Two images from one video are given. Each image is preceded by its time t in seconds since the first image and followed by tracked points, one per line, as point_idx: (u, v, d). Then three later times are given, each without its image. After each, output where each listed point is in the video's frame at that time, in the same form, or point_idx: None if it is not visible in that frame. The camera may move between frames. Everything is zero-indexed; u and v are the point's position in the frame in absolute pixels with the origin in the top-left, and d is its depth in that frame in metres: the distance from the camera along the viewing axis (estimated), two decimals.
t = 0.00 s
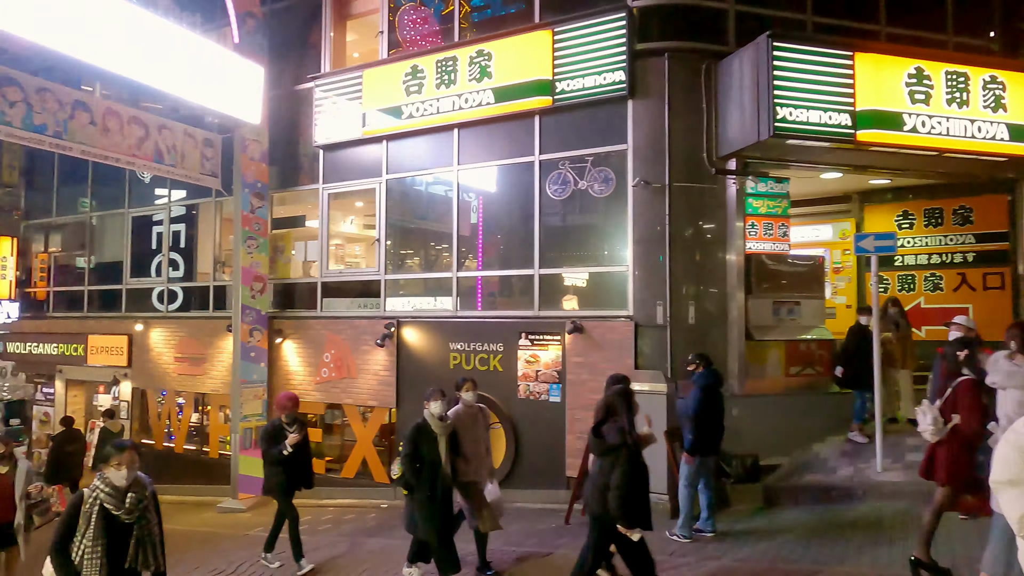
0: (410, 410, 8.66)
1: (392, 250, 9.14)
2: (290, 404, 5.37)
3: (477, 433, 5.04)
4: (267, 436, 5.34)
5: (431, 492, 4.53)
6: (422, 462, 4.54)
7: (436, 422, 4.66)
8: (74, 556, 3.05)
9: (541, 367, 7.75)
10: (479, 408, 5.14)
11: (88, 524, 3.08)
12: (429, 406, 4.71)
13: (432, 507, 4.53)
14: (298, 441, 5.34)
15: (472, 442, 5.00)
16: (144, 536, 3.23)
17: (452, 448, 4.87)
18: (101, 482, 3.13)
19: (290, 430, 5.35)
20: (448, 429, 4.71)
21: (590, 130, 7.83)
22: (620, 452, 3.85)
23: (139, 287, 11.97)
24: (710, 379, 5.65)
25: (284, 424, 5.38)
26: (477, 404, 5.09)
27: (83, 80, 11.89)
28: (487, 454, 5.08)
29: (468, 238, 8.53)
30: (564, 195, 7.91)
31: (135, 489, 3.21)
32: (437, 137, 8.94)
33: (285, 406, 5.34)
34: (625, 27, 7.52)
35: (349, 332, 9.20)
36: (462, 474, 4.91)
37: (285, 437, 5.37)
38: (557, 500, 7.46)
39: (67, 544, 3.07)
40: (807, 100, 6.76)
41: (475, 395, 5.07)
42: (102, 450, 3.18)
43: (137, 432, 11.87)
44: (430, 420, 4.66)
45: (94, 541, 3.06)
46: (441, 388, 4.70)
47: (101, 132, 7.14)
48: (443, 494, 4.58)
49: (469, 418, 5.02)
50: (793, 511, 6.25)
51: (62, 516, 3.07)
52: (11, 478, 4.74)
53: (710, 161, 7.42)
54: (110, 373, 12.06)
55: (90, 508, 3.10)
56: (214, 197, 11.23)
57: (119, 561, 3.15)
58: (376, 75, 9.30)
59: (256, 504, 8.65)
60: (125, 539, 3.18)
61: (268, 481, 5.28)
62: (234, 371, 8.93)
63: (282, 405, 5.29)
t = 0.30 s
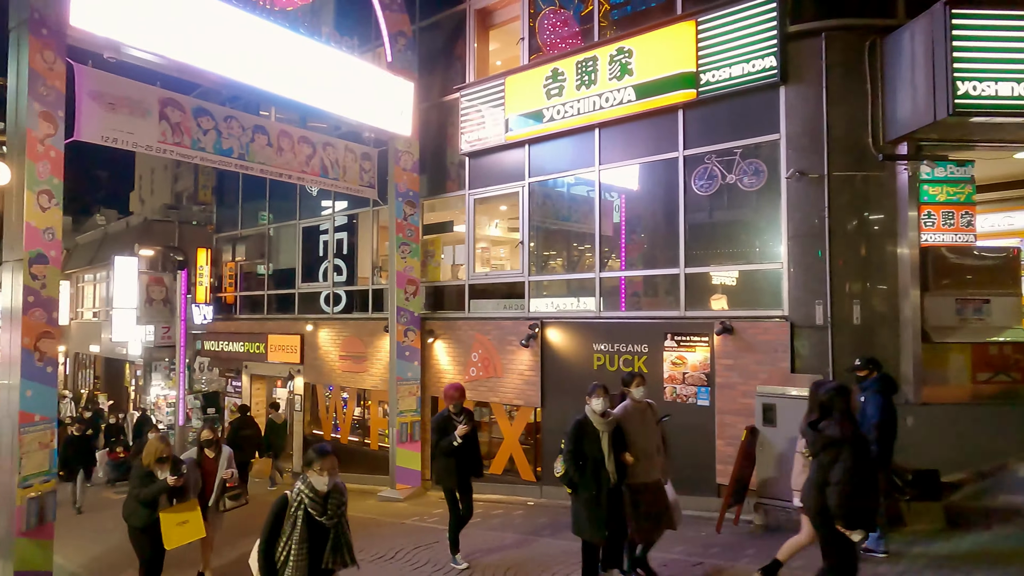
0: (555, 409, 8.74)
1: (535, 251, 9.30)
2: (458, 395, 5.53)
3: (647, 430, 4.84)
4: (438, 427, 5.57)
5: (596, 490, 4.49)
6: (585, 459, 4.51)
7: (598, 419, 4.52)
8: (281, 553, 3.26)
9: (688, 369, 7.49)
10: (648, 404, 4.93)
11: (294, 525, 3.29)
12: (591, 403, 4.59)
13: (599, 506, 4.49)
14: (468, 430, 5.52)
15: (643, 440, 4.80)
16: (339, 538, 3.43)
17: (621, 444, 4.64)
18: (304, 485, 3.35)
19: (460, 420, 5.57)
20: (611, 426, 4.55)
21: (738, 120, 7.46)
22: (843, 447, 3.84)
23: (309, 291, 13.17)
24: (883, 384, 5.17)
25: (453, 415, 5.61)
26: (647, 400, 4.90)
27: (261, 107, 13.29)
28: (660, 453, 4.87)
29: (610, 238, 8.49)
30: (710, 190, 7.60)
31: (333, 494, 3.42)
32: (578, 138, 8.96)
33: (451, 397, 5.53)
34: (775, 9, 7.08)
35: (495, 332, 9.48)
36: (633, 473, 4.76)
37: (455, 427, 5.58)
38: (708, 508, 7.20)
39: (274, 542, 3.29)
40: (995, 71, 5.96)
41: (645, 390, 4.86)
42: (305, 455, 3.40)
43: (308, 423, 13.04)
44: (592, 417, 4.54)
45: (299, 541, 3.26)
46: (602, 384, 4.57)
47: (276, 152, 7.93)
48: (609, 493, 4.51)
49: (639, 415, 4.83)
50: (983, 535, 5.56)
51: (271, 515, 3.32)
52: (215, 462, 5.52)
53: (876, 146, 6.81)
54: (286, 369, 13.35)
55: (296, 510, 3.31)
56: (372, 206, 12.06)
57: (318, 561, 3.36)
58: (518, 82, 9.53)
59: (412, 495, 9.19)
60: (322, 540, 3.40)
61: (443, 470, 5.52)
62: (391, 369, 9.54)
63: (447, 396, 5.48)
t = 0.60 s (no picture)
0: (655, 415, 8.55)
1: (634, 253, 9.17)
2: (576, 401, 5.30)
3: (791, 448, 4.23)
4: (555, 433, 5.27)
5: (723, 510, 4.01)
6: (712, 475, 4.04)
7: (731, 432, 4.07)
8: (417, 548, 3.11)
9: (798, 375, 7.13)
10: (794, 419, 4.32)
11: (429, 519, 3.14)
12: (722, 413, 4.14)
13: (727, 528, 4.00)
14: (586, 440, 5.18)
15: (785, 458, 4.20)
16: (474, 534, 3.26)
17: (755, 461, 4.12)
18: (437, 477, 3.21)
19: (577, 428, 5.28)
20: (745, 442, 4.07)
21: (852, 111, 7.02)
22: None
23: (413, 296, 13.64)
24: None
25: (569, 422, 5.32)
26: (791, 413, 4.30)
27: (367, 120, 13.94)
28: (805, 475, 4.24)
29: (713, 238, 8.24)
30: (822, 186, 7.19)
31: (467, 488, 3.26)
32: (677, 137, 8.76)
33: (570, 403, 5.30)
34: None
35: (594, 336, 9.43)
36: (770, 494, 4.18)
37: (572, 435, 5.28)
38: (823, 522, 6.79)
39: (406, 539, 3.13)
40: None
41: (790, 402, 4.28)
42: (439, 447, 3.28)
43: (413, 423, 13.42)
44: (722, 428, 4.11)
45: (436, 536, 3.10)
46: (735, 393, 4.10)
47: (382, 162, 8.28)
48: (740, 517, 4.01)
49: (782, 430, 4.23)
50: None
51: (403, 508, 3.16)
52: (338, 462, 5.88)
53: (1013, 131, 6.19)
54: (391, 370, 13.85)
55: (429, 503, 3.16)
56: (471, 211, 12.32)
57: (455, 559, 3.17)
58: (615, 83, 9.44)
59: (513, 496, 9.31)
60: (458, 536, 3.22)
61: (559, 479, 5.24)
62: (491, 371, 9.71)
63: (567, 401, 5.31)
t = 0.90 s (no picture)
0: (707, 429, 8.37)
1: (684, 265, 9.03)
2: (651, 409, 5.13)
3: (889, 458, 4.19)
4: (630, 445, 5.15)
5: (810, 525, 3.86)
6: (800, 488, 3.90)
7: (816, 443, 3.92)
8: None
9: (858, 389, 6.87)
10: (890, 428, 4.30)
11: (501, 571, 2.69)
12: (808, 424, 4.00)
13: (814, 544, 3.85)
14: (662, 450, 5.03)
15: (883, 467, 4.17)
16: None
17: (842, 476, 3.97)
18: (507, 522, 2.77)
19: (653, 440, 5.11)
20: (833, 455, 3.90)
21: (913, 115, 6.77)
22: None
23: (462, 308, 13.76)
24: None
25: (645, 432, 5.16)
26: (886, 421, 4.28)
27: (416, 136, 14.22)
28: (903, 486, 4.19)
29: (766, 248, 8.04)
30: (881, 193, 6.95)
31: (542, 537, 2.81)
32: (728, 146, 8.62)
33: (645, 411, 5.13)
34: None
35: (644, 348, 9.30)
36: (869, 504, 4.13)
37: (647, 446, 5.14)
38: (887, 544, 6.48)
39: None
40: None
41: (886, 410, 4.28)
42: (508, 487, 2.81)
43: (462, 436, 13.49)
44: (809, 439, 3.95)
45: None
46: (822, 404, 3.94)
47: (431, 177, 8.40)
48: (827, 532, 3.86)
49: (878, 438, 4.22)
50: None
51: (470, 555, 2.74)
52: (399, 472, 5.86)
53: None
54: (440, 382, 13.96)
55: (499, 553, 2.72)
56: (520, 224, 12.39)
57: None
58: (663, 93, 9.37)
59: (562, 511, 9.22)
60: None
61: (634, 493, 5.09)
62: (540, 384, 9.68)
63: (641, 408, 5.14)
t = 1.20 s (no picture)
0: (734, 463, 8.19)
1: (708, 295, 8.95)
2: (699, 442, 4.84)
3: (961, 504, 4.07)
4: (677, 482, 4.81)
5: None
6: (852, 540, 3.67)
7: (871, 491, 3.71)
8: None
9: (890, 423, 6.69)
10: (965, 472, 4.17)
11: None
12: (862, 469, 3.79)
13: None
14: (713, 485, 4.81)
15: (954, 516, 4.06)
16: None
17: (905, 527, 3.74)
18: (564, 549, 2.67)
19: (702, 477, 4.81)
20: (890, 502, 3.71)
21: (938, 144, 6.71)
22: None
23: (484, 340, 13.74)
24: None
25: (694, 468, 4.87)
26: (962, 465, 4.16)
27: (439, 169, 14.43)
28: (980, 536, 4.03)
29: (791, 278, 7.96)
30: (908, 222, 6.85)
31: (605, 566, 2.70)
32: (750, 176, 8.61)
33: (691, 445, 4.84)
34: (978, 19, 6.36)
35: (668, 380, 9.19)
36: (941, 556, 4.03)
37: (696, 484, 4.84)
38: None
39: None
40: None
41: (957, 452, 4.13)
42: (562, 511, 2.71)
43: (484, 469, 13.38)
44: (863, 486, 3.74)
45: None
46: (877, 449, 3.71)
47: (453, 210, 8.49)
48: None
49: (951, 484, 4.11)
50: None
51: None
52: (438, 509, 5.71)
53: None
54: (462, 415, 13.90)
55: None
56: (542, 256, 12.43)
57: None
58: (684, 124, 9.42)
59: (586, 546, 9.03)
60: None
61: (679, 533, 4.80)
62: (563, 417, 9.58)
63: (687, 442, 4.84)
